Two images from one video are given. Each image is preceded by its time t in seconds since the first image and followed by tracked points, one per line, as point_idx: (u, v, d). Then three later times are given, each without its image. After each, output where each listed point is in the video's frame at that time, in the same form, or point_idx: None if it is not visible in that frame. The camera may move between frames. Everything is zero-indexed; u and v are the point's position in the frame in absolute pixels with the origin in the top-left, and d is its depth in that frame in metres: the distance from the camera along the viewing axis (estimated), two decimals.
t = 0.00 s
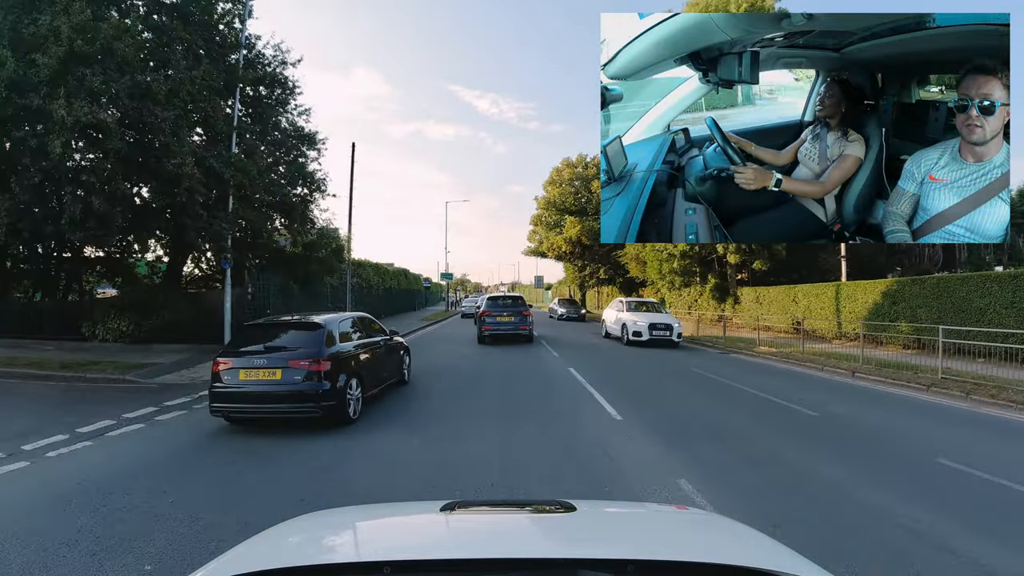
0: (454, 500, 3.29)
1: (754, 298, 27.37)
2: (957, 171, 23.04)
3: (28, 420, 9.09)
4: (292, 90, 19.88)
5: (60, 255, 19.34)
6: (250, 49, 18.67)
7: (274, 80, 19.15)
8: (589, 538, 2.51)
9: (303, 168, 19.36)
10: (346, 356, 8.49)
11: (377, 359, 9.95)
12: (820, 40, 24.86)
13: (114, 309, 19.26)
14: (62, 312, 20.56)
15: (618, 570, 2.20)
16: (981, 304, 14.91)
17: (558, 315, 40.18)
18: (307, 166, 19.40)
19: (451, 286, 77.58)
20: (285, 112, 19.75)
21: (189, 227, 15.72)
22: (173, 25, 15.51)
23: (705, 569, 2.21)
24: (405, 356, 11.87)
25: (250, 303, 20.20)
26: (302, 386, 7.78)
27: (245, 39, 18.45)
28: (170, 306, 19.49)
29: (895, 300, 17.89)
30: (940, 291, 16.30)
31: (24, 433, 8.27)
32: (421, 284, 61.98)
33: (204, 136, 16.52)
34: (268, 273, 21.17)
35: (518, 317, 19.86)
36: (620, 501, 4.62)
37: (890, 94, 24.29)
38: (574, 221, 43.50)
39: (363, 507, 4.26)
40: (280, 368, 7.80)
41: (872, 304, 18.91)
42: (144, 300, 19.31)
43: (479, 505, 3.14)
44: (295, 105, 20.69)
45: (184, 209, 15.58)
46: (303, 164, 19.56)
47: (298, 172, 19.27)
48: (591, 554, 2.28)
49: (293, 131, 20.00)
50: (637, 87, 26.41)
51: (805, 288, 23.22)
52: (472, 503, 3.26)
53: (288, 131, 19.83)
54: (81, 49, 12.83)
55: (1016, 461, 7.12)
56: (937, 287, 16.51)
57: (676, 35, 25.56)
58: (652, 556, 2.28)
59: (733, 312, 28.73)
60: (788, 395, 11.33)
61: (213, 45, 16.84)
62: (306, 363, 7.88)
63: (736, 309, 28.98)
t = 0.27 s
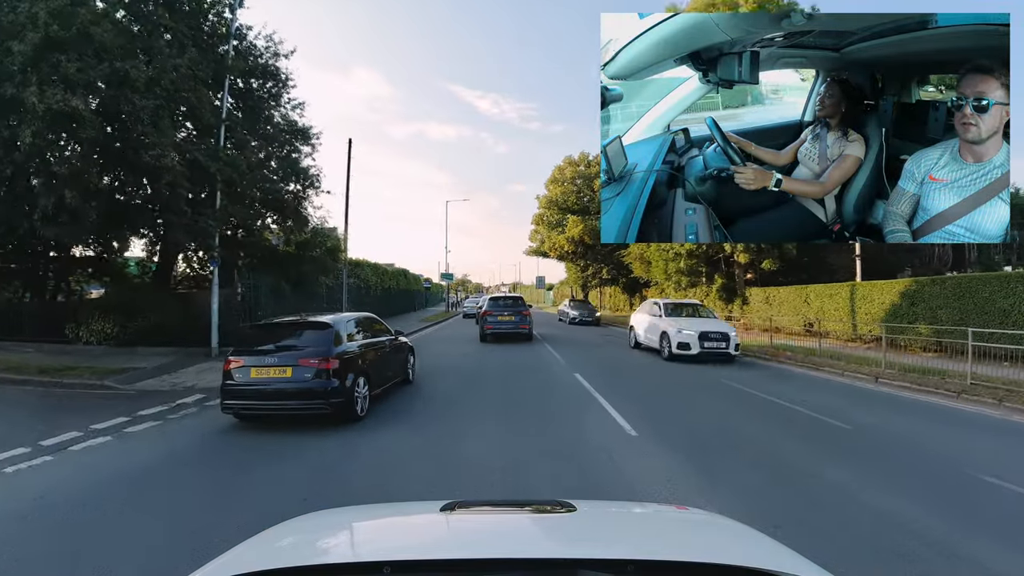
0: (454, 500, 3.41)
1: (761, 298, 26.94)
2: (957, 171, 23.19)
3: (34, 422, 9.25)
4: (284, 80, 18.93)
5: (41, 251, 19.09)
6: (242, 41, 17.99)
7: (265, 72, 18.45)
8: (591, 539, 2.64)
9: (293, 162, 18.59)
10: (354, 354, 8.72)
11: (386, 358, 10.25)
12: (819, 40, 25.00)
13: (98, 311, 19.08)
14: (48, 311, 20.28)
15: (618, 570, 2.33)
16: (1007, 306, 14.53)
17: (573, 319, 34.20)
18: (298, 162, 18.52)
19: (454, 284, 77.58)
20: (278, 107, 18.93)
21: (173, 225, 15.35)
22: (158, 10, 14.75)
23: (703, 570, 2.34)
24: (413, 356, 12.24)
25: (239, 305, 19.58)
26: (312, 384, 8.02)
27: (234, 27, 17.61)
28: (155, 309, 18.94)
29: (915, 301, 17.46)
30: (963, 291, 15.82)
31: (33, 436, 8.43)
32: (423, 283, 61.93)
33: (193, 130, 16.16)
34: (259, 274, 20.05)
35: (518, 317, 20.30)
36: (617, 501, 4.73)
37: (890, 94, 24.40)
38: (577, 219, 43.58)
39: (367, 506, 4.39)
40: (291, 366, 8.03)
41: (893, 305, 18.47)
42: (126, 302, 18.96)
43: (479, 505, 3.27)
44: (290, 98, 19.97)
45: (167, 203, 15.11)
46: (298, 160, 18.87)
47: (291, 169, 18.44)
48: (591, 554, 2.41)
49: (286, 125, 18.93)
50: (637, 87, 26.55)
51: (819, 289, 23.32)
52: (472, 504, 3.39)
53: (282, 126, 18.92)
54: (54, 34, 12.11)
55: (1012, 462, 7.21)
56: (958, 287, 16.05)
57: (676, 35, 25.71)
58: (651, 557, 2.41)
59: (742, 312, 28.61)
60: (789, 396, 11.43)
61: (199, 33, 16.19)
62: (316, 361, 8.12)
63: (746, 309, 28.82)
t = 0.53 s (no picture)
0: (454, 501, 3.51)
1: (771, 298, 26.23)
2: (957, 171, 23.25)
3: (41, 425, 9.36)
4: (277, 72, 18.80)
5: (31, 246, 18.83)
6: (231, 30, 17.73)
7: (256, 62, 18.06)
8: (593, 540, 2.73)
9: (285, 155, 18.50)
10: (364, 353, 9.28)
11: (393, 356, 10.74)
12: (820, 40, 25.08)
13: (80, 310, 18.01)
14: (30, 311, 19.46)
15: (619, 570, 2.42)
16: None
17: (589, 321, 29.87)
18: (291, 156, 18.67)
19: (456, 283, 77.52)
20: (270, 98, 18.71)
21: (154, 221, 14.53)
22: None
23: (705, 569, 2.43)
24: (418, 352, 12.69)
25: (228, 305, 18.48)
26: (323, 380, 8.53)
27: (225, 17, 17.49)
28: (138, 309, 17.82)
29: (935, 301, 17.13)
30: (989, 289, 15.59)
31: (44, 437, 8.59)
32: (422, 283, 61.81)
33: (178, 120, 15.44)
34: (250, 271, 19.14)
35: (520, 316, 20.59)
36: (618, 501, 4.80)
37: (890, 94, 24.53)
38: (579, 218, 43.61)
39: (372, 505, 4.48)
40: (304, 363, 8.56)
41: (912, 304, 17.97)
42: (108, 305, 17.84)
43: (479, 506, 3.37)
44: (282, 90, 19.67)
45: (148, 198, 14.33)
46: (287, 150, 18.80)
47: (284, 163, 18.55)
48: (592, 554, 2.50)
49: (279, 118, 18.93)
50: (637, 87, 26.58)
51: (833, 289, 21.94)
52: (472, 504, 3.49)
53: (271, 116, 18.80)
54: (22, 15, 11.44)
55: (1008, 461, 7.32)
56: (980, 287, 15.89)
57: (676, 35, 25.78)
58: (650, 557, 2.50)
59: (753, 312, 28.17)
60: (790, 396, 11.50)
61: (185, 19, 15.74)
62: (327, 359, 8.63)
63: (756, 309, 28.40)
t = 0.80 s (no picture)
0: (454, 500, 3.54)
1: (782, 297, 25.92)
2: (957, 171, 23.21)
3: (43, 424, 9.40)
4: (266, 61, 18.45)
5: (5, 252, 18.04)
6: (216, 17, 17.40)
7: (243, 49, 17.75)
8: (596, 539, 2.76)
9: (273, 148, 18.04)
10: (375, 351, 9.70)
11: (400, 355, 11.13)
12: (820, 40, 25.08)
13: (59, 312, 18.00)
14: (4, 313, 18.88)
15: (619, 569, 2.44)
16: None
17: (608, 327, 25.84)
18: (281, 149, 18.19)
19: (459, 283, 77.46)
20: (260, 89, 18.29)
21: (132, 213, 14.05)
22: None
23: (706, 569, 2.45)
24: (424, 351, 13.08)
25: (212, 306, 18.13)
26: (336, 377, 8.94)
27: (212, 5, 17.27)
28: (116, 312, 17.67)
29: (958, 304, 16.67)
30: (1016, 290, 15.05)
31: (49, 437, 8.65)
32: (424, 282, 61.78)
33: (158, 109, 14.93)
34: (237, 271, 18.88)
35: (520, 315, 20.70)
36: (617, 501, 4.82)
37: (890, 94, 24.57)
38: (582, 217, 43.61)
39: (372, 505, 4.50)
40: (318, 360, 8.97)
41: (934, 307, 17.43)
42: (85, 308, 17.76)
43: (479, 505, 3.39)
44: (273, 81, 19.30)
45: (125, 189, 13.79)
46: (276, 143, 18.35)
47: (273, 156, 18.12)
48: (593, 553, 2.53)
49: (271, 110, 18.59)
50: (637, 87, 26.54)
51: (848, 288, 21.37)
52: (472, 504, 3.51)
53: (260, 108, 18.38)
54: None
55: (1007, 458, 7.36)
56: (1010, 287, 15.30)
57: (676, 35, 25.85)
58: (651, 557, 2.53)
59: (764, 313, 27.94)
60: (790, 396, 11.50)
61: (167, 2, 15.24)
62: (339, 357, 9.05)
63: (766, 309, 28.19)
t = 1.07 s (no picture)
0: (455, 500, 3.42)
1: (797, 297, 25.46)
2: (958, 171, 23.10)
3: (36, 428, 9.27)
4: (256, 47, 17.89)
5: None
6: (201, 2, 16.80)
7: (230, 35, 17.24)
8: (595, 538, 2.67)
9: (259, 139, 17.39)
10: (385, 348, 10.24)
11: (409, 352, 11.65)
12: (820, 40, 24.93)
13: (33, 312, 17.76)
14: None
15: (618, 570, 2.33)
16: None
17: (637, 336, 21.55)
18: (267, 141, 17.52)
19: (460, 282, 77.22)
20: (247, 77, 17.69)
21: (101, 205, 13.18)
22: None
23: (706, 569, 2.34)
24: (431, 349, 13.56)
25: (193, 306, 17.80)
26: (348, 373, 9.47)
27: None
28: (90, 313, 17.24)
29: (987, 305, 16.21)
30: None
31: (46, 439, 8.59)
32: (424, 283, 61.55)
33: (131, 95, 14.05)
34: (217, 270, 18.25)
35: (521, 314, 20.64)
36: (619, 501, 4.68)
37: (890, 94, 24.47)
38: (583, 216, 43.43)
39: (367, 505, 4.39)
40: (331, 357, 9.51)
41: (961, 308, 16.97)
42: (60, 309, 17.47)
43: (480, 505, 3.27)
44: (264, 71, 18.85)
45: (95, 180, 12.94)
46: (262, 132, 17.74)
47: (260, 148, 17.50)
48: (591, 553, 2.42)
49: (259, 100, 18.16)
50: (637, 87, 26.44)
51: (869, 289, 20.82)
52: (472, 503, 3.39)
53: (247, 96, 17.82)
54: None
55: (1011, 457, 7.29)
56: None
57: (676, 35, 25.64)
58: (651, 557, 2.41)
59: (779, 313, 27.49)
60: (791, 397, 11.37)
61: None
62: (352, 353, 9.58)
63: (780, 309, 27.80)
